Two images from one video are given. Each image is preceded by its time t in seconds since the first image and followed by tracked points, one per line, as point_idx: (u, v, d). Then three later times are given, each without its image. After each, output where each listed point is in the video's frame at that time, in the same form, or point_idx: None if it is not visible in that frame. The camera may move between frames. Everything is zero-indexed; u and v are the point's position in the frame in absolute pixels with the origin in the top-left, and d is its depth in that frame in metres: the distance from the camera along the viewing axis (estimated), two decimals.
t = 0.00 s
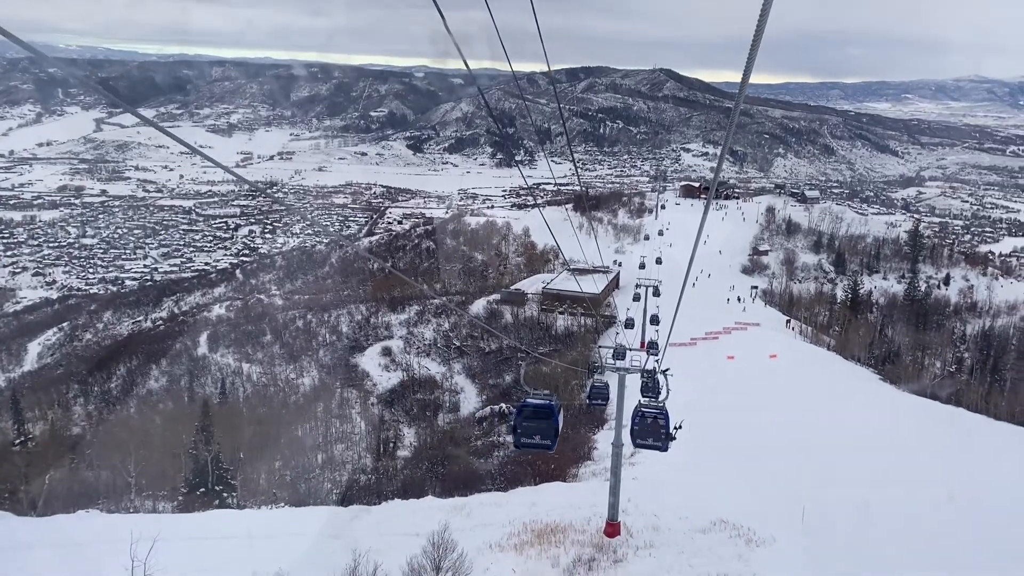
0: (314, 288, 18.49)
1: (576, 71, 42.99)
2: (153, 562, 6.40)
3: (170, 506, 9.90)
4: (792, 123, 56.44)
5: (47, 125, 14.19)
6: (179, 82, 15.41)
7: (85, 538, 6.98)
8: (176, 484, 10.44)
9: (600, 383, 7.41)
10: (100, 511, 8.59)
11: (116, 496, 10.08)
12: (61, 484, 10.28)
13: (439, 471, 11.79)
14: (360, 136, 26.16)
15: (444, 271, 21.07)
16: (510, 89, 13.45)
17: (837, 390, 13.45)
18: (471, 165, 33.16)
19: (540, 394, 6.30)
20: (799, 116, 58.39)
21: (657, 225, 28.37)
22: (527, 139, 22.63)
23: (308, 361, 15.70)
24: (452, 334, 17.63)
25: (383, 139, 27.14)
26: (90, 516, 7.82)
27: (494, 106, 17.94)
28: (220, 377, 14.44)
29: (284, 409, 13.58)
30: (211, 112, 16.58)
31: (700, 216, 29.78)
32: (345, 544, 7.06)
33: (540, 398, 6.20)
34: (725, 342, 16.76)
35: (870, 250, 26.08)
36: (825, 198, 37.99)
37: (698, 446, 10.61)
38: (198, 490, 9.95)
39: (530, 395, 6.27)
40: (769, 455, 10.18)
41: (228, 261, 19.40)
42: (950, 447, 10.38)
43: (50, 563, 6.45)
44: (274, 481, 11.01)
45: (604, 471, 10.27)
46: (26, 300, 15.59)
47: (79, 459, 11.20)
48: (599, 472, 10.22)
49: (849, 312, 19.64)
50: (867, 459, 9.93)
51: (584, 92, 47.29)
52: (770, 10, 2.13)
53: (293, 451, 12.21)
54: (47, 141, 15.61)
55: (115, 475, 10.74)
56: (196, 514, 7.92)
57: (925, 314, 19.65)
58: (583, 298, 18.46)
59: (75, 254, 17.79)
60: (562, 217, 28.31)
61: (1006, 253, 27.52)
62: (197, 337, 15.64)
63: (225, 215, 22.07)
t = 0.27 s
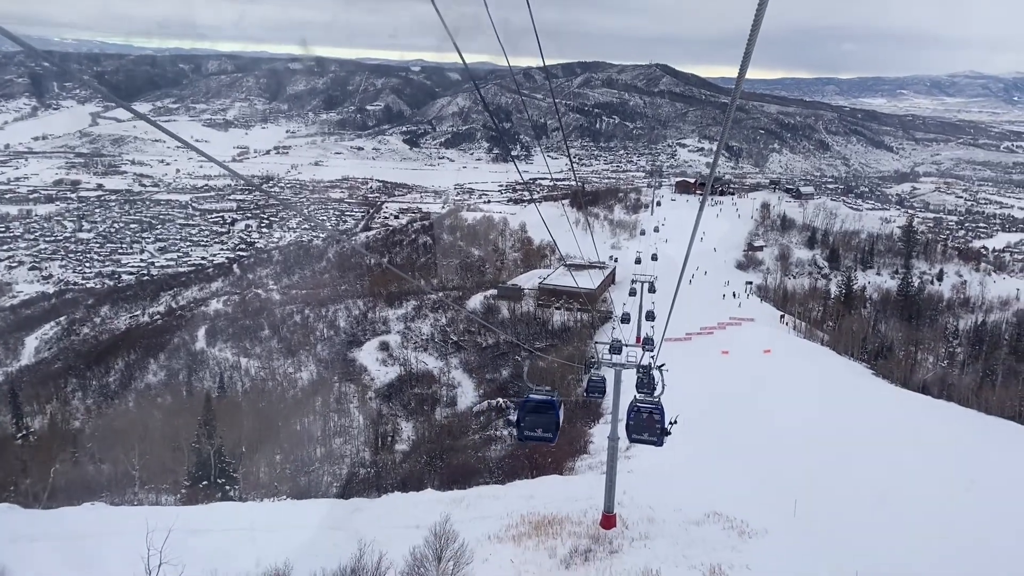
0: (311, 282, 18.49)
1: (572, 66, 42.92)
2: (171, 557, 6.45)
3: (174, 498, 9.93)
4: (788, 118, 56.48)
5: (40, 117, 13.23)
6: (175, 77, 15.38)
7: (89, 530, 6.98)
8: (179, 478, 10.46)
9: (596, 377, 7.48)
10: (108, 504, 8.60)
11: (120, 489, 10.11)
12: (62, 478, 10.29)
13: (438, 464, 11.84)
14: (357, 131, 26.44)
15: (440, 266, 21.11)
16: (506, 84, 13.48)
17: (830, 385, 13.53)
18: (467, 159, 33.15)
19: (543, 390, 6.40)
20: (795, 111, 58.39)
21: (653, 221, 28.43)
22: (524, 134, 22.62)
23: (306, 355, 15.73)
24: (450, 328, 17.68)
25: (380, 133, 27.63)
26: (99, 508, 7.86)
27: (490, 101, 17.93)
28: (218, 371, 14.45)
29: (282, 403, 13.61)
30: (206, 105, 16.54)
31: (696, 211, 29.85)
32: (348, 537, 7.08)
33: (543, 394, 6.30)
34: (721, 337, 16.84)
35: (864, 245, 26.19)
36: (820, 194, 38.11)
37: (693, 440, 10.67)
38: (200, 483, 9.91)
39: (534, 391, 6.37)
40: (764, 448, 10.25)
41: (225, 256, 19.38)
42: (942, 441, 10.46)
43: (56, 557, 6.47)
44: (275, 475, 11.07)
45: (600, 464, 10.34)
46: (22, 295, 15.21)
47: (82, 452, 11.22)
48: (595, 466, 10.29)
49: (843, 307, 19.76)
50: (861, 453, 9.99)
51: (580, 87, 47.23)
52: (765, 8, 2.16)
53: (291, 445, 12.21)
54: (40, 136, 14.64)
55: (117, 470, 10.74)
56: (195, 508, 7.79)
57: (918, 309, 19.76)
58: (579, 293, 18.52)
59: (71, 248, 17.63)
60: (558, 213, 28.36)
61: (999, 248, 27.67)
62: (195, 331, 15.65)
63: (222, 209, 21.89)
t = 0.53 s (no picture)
0: (309, 277, 18.48)
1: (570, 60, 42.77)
2: (185, 550, 6.57)
3: (176, 493, 9.96)
4: (786, 113, 56.40)
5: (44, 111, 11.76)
6: (172, 70, 15.29)
7: (93, 525, 6.97)
8: (180, 473, 10.52)
9: (594, 372, 7.51)
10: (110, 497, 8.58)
11: (123, 484, 10.17)
12: (63, 471, 10.30)
13: (437, 458, 11.87)
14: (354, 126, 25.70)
15: (438, 261, 21.11)
16: (504, 79, 13.42)
17: (826, 381, 13.58)
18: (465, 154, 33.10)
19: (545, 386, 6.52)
20: (794, 106, 58.30)
21: (651, 216, 28.45)
22: (521, 129, 22.53)
23: (304, 351, 15.74)
24: (448, 324, 17.70)
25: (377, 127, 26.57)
26: (104, 501, 7.87)
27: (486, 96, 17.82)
28: (217, 366, 14.56)
29: (280, 398, 13.64)
30: (201, 100, 16.44)
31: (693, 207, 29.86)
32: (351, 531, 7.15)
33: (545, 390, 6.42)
34: (718, 333, 16.88)
35: (861, 242, 26.23)
36: (817, 189, 38.13)
37: (689, 435, 10.71)
38: (203, 477, 9.98)
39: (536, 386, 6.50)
40: (760, 444, 10.28)
41: (222, 251, 19.33)
42: (936, 437, 10.50)
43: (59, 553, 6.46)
44: (274, 467, 11.18)
45: (597, 459, 10.39)
46: (19, 289, 14.74)
47: (84, 447, 11.25)
48: (592, 460, 10.34)
49: (839, 303, 19.81)
50: (856, 449, 10.04)
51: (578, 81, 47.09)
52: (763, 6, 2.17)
53: (290, 441, 12.23)
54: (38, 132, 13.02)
55: (119, 466, 10.72)
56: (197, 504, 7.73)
57: (915, 305, 19.82)
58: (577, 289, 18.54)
59: (68, 244, 17.12)
60: (555, 208, 28.40)
61: (996, 245, 27.73)
62: (193, 327, 15.68)
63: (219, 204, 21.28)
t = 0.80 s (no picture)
0: (309, 273, 18.50)
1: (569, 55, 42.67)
2: (198, 539, 6.68)
3: (181, 487, 10.01)
4: (785, 109, 56.35)
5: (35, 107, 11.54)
6: (172, 64, 15.27)
7: (99, 519, 7.02)
8: (185, 467, 10.58)
9: (594, 367, 7.56)
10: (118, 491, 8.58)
11: (129, 477, 10.25)
12: (69, 464, 10.38)
13: (438, 453, 11.91)
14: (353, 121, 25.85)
15: (437, 257, 21.15)
16: (504, 74, 13.43)
17: (824, 377, 13.62)
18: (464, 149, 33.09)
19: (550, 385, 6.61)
20: (793, 102, 58.20)
21: (650, 213, 28.49)
22: (520, 125, 22.50)
23: (305, 346, 15.79)
24: (448, 320, 17.76)
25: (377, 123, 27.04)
26: (113, 495, 7.92)
27: (485, 91, 17.79)
28: (218, 362, 14.60)
29: (281, 393, 13.69)
30: (200, 94, 16.41)
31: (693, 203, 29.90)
32: (350, 524, 7.18)
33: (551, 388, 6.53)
34: (716, 329, 16.92)
35: (860, 238, 26.27)
36: (816, 186, 38.17)
37: (688, 431, 10.75)
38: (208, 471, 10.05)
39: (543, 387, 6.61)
40: (758, 440, 10.31)
41: (221, 246, 19.36)
42: (934, 432, 10.54)
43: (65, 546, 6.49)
44: (276, 461, 11.26)
45: (595, 454, 10.44)
46: (19, 283, 14.76)
47: (89, 442, 11.31)
48: (591, 455, 10.40)
49: (837, 300, 19.89)
50: (853, 444, 10.07)
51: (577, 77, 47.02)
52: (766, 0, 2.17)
53: (292, 436, 12.28)
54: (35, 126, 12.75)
55: (124, 461, 10.74)
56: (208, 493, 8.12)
57: (912, 301, 19.89)
58: (575, 285, 18.58)
59: (67, 237, 16.87)
60: (554, 204, 28.44)
61: (994, 241, 27.78)
62: (193, 322, 15.72)
63: (218, 200, 21.28)
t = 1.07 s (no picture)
0: (310, 269, 18.52)
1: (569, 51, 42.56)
2: (206, 530, 6.74)
3: (188, 481, 10.06)
4: (786, 105, 56.25)
5: (33, 103, 11.34)
6: (171, 59, 15.25)
7: (105, 514, 7.05)
8: (190, 462, 10.63)
9: (594, 363, 7.57)
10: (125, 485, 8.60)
11: (135, 472, 10.31)
12: (76, 458, 10.46)
13: (439, 448, 11.96)
14: (354, 115, 25.21)
15: (437, 253, 21.17)
16: (504, 70, 13.41)
17: (823, 373, 13.66)
18: (464, 145, 33.06)
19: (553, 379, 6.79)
20: (794, 98, 58.05)
21: (650, 209, 28.49)
22: (520, 121, 22.47)
23: (306, 342, 15.83)
24: (448, 316, 17.79)
25: (377, 117, 26.15)
26: (120, 488, 7.95)
27: (484, 87, 17.77)
28: (219, 357, 14.72)
29: (283, 389, 13.73)
30: (200, 89, 16.39)
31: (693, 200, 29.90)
32: (351, 520, 7.23)
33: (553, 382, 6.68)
34: (716, 325, 16.96)
35: (859, 235, 26.28)
36: (816, 182, 38.16)
37: (688, 427, 10.77)
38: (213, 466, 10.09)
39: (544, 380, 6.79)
40: (757, 436, 10.33)
41: (221, 242, 19.38)
42: (932, 429, 10.58)
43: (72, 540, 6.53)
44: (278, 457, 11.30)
45: (596, 449, 10.48)
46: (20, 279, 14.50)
47: (96, 437, 11.36)
48: (591, 451, 10.43)
49: (836, 297, 19.93)
50: (852, 440, 10.10)
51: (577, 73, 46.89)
52: None
53: (293, 432, 12.32)
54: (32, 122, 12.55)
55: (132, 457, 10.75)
56: (213, 487, 8.21)
57: (911, 298, 19.92)
58: (575, 281, 18.59)
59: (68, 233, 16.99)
60: (553, 200, 28.46)
61: (994, 237, 27.80)
62: (195, 318, 15.75)
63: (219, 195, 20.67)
